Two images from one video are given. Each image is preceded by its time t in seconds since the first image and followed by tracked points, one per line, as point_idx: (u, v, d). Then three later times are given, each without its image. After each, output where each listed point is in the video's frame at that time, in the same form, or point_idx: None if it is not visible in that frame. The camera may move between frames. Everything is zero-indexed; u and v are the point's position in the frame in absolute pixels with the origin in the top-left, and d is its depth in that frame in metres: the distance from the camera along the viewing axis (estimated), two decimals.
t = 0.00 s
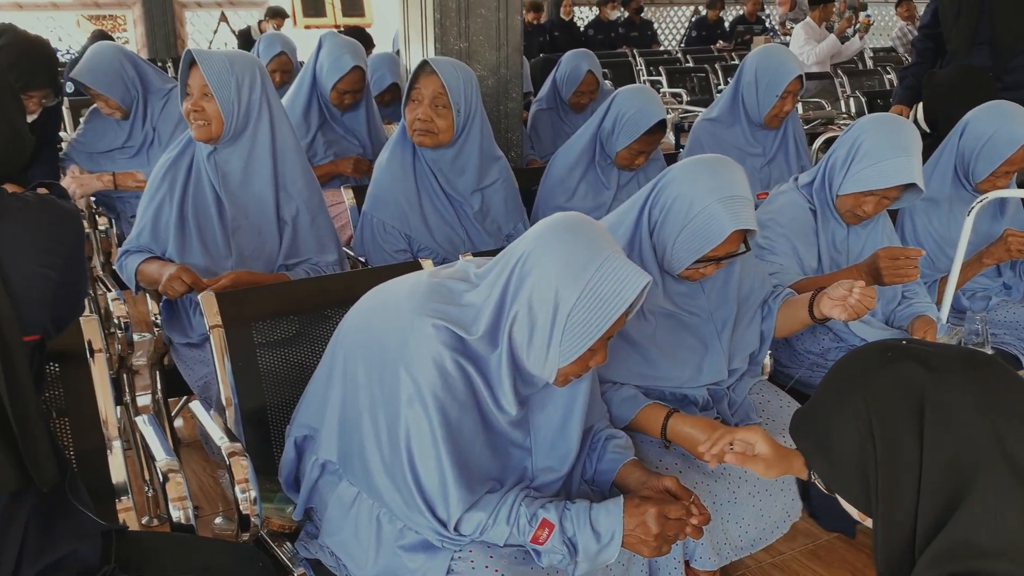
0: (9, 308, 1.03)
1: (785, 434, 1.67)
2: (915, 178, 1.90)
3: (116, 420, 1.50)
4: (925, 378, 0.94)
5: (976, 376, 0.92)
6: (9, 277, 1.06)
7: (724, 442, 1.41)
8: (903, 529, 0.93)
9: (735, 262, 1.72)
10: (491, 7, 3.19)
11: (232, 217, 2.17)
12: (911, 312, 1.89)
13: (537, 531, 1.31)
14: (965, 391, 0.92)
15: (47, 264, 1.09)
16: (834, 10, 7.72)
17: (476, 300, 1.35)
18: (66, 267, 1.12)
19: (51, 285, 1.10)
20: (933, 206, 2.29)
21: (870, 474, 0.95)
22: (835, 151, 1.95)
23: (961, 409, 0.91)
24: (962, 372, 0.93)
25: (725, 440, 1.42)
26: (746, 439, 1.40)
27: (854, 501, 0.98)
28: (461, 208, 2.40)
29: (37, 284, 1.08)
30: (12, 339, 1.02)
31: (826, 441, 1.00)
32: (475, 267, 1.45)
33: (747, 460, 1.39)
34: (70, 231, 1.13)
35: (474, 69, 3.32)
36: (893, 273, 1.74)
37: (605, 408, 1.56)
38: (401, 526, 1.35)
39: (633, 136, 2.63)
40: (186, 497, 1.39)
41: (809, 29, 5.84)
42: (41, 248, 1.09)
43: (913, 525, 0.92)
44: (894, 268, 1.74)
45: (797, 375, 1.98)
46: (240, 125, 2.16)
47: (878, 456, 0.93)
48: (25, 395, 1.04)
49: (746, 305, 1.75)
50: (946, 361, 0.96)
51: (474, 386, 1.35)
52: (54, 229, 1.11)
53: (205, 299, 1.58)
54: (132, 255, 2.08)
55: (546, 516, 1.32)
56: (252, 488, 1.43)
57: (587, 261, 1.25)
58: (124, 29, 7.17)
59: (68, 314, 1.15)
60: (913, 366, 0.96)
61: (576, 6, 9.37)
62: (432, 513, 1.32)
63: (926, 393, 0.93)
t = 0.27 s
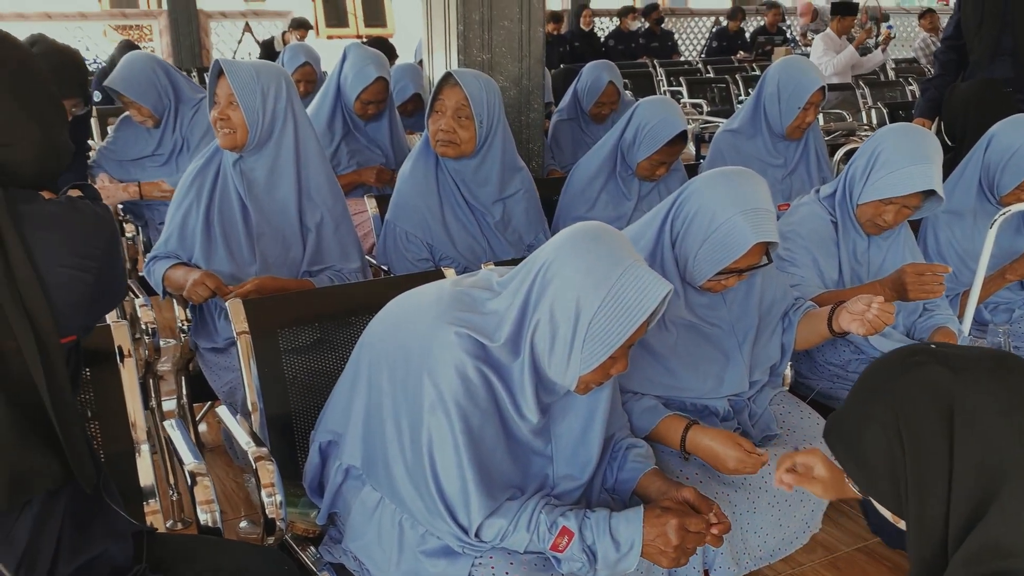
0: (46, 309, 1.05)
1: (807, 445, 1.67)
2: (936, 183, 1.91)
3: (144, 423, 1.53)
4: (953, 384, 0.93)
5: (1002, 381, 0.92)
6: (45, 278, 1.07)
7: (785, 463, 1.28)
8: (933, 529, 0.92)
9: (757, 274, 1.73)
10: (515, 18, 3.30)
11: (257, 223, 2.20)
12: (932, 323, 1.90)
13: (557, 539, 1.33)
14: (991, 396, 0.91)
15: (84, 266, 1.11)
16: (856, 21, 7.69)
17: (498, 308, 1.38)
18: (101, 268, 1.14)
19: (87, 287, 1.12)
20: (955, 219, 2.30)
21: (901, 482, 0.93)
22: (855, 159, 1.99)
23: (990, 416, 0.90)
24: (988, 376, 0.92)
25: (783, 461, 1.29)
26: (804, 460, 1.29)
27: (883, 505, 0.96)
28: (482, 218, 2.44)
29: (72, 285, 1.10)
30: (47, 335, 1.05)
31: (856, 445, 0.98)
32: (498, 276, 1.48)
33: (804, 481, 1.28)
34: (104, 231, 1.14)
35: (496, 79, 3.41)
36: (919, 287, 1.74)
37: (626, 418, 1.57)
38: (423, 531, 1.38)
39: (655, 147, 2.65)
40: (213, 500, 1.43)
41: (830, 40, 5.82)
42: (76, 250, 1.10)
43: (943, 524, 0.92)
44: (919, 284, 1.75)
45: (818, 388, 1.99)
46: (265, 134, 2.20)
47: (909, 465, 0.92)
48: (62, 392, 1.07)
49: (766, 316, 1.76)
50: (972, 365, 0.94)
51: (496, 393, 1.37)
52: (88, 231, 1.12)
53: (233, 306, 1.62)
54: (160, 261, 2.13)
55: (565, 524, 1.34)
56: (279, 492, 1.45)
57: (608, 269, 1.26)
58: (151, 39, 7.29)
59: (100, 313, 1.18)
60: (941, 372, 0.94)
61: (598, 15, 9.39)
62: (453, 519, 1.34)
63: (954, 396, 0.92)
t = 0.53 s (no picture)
0: (82, 312, 1.07)
1: (834, 456, 1.66)
2: (960, 194, 1.92)
3: (175, 427, 1.56)
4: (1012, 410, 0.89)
5: None
6: (82, 283, 1.10)
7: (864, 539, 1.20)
8: (983, 558, 0.88)
9: (782, 286, 1.74)
10: (541, 31, 3.37)
11: (286, 232, 2.23)
12: (956, 337, 1.92)
13: (581, 546, 1.34)
14: None
15: (119, 271, 1.13)
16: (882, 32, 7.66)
17: (524, 316, 1.40)
18: (136, 270, 1.16)
19: (123, 289, 1.14)
20: (982, 231, 2.29)
21: (952, 507, 0.90)
22: (877, 170, 2.01)
23: None
24: None
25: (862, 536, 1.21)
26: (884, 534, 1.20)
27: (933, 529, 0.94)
28: (507, 226, 2.48)
29: (107, 289, 1.12)
30: (85, 339, 1.08)
31: (907, 463, 0.95)
32: (524, 285, 1.50)
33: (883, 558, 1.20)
34: (135, 233, 1.15)
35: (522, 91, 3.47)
36: (948, 316, 1.77)
37: (650, 427, 1.58)
38: (448, 537, 1.40)
39: (678, 158, 2.66)
40: (243, 504, 1.47)
41: (853, 52, 5.80)
42: (111, 254, 1.12)
43: (992, 554, 0.88)
44: (948, 313, 1.77)
45: (841, 398, 2.01)
46: (294, 143, 2.24)
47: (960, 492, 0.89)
48: (101, 396, 1.10)
49: (791, 327, 1.77)
50: None
51: (521, 400, 1.39)
52: (121, 235, 1.13)
53: (263, 313, 1.65)
54: (192, 266, 2.19)
55: (589, 532, 1.35)
56: (308, 496, 1.48)
57: (634, 278, 1.28)
58: (180, 49, 7.43)
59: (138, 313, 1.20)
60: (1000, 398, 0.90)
61: (621, 26, 9.41)
62: (478, 525, 1.36)
63: (1012, 423, 0.88)
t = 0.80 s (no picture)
0: (118, 318, 1.10)
1: (858, 466, 1.66)
2: (985, 202, 1.91)
3: (207, 429, 1.61)
4: None
5: None
6: (119, 288, 1.12)
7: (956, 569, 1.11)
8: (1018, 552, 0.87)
9: (807, 295, 1.74)
10: (566, 40, 3.40)
11: (314, 238, 2.26)
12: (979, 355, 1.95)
13: (604, 552, 1.35)
14: None
15: (155, 277, 1.15)
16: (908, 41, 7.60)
17: (549, 323, 1.42)
18: (174, 278, 1.18)
19: (160, 294, 1.16)
20: (1010, 241, 2.28)
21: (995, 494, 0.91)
22: (903, 178, 2.00)
23: None
24: None
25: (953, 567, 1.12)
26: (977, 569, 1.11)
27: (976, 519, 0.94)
28: (532, 234, 2.50)
29: (143, 296, 1.14)
30: (120, 345, 1.10)
31: (956, 460, 0.96)
32: (549, 292, 1.52)
33: None
34: (174, 241, 1.18)
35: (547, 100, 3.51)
36: (972, 359, 1.82)
37: (675, 435, 1.59)
38: (472, 541, 1.41)
39: (702, 168, 2.67)
40: (272, 505, 1.50)
41: (878, 61, 5.77)
42: (148, 261, 1.14)
43: None
44: (972, 356, 1.82)
45: (866, 407, 2.03)
46: (323, 151, 2.28)
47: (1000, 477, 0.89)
48: (135, 399, 1.12)
49: (815, 336, 1.77)
50: None
51: (546, 406, 1.40)
52: (159, 243, 1.16)
53: (293, 318, 1.69)
54: (223, 270, 2.25)
55: (612, 538, 1.36)
56: (335, 498, 1.52)
57: (658, 286, 1.29)
58: (209, 58, 7.55)
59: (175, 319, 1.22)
60: None
61: (645, 34, 9.41)
62: (502, 529, 1.37)
63: None
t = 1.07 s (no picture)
0: (164, 324, 1.14)
1: (888, 476, 1.65)
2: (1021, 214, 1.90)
3: (243, 428, 1.60)
4: None
5: None
6: (164, 296, 1.17)
7: None
8: None
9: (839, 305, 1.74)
10: (599, 50, 3.43)
11: (351, 243, 2.31)
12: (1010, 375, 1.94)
13: (632, 557, 1.37)
14: None
15: (200, 286, 1.21)
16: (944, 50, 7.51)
17: (580, 329, 1.44)
18: (216, 286, 1.23)
19: (201, 303, 1.21)
20: None
21: None
22: (936, 190, 1.99)
23: None
24: None
25: None
26: None
27: None
28: (564, 241, 2.53)
29: (188, 303, 1.19)
30: (165, 350, 1.14)
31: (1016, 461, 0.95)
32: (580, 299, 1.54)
33: None
34: (219, 250, 1.24)
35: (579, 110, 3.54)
36: (1002, 382, 1.80)
37: (705, 442, 1.60)
38: (502, 543, 1.43)
39: (734, 177, 2.68)
40: (308, 505, 1.59)
41: (913, 72, 5.72)
42: (191, 270, 1.19)
43: None
44: (1002, 380, 1.80)
45: (898, 419, 2.02)
46: (360, 159, 2.33)
47: None
48: (176, 402, 1.16)
49: (847, 347, 1.77)
50: None
51: (576, 411, 1.42)
52: (204, 252, 1.22)
53: (330, 321, 1.74)
54: (261, 274, 2.31)
55: (641, 543, 1.37)
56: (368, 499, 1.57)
57: (689, 295, 1.31)
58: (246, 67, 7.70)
59: (212, 328, 1.27)
60: None
61: (677, 44, 9.40)
62: (532, 532, 1.39)
63: None
